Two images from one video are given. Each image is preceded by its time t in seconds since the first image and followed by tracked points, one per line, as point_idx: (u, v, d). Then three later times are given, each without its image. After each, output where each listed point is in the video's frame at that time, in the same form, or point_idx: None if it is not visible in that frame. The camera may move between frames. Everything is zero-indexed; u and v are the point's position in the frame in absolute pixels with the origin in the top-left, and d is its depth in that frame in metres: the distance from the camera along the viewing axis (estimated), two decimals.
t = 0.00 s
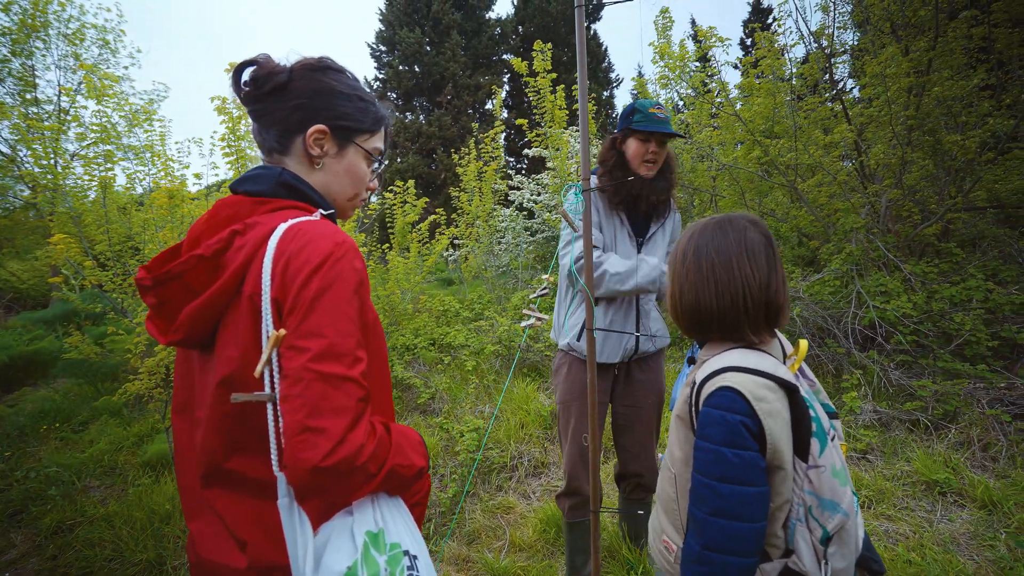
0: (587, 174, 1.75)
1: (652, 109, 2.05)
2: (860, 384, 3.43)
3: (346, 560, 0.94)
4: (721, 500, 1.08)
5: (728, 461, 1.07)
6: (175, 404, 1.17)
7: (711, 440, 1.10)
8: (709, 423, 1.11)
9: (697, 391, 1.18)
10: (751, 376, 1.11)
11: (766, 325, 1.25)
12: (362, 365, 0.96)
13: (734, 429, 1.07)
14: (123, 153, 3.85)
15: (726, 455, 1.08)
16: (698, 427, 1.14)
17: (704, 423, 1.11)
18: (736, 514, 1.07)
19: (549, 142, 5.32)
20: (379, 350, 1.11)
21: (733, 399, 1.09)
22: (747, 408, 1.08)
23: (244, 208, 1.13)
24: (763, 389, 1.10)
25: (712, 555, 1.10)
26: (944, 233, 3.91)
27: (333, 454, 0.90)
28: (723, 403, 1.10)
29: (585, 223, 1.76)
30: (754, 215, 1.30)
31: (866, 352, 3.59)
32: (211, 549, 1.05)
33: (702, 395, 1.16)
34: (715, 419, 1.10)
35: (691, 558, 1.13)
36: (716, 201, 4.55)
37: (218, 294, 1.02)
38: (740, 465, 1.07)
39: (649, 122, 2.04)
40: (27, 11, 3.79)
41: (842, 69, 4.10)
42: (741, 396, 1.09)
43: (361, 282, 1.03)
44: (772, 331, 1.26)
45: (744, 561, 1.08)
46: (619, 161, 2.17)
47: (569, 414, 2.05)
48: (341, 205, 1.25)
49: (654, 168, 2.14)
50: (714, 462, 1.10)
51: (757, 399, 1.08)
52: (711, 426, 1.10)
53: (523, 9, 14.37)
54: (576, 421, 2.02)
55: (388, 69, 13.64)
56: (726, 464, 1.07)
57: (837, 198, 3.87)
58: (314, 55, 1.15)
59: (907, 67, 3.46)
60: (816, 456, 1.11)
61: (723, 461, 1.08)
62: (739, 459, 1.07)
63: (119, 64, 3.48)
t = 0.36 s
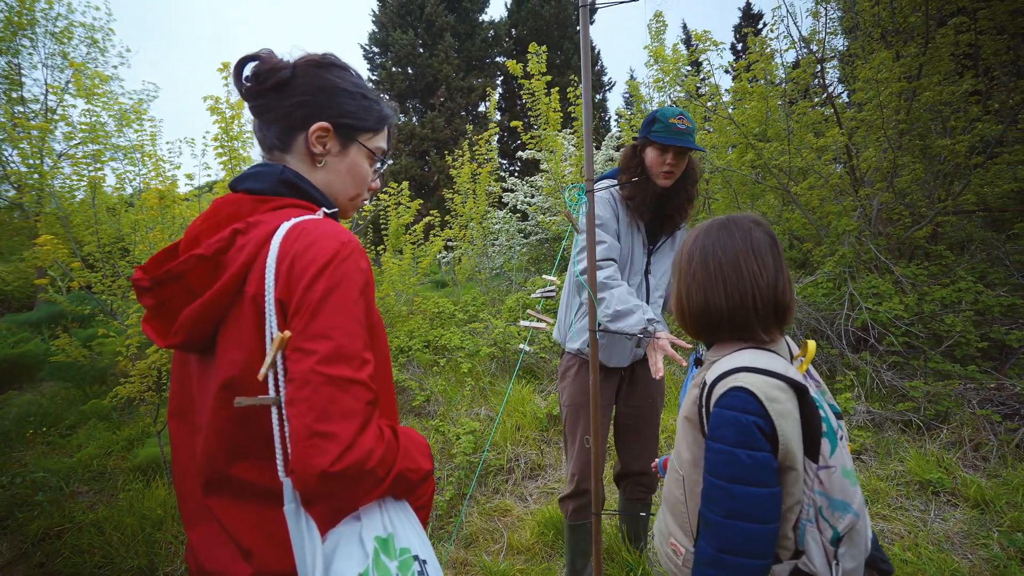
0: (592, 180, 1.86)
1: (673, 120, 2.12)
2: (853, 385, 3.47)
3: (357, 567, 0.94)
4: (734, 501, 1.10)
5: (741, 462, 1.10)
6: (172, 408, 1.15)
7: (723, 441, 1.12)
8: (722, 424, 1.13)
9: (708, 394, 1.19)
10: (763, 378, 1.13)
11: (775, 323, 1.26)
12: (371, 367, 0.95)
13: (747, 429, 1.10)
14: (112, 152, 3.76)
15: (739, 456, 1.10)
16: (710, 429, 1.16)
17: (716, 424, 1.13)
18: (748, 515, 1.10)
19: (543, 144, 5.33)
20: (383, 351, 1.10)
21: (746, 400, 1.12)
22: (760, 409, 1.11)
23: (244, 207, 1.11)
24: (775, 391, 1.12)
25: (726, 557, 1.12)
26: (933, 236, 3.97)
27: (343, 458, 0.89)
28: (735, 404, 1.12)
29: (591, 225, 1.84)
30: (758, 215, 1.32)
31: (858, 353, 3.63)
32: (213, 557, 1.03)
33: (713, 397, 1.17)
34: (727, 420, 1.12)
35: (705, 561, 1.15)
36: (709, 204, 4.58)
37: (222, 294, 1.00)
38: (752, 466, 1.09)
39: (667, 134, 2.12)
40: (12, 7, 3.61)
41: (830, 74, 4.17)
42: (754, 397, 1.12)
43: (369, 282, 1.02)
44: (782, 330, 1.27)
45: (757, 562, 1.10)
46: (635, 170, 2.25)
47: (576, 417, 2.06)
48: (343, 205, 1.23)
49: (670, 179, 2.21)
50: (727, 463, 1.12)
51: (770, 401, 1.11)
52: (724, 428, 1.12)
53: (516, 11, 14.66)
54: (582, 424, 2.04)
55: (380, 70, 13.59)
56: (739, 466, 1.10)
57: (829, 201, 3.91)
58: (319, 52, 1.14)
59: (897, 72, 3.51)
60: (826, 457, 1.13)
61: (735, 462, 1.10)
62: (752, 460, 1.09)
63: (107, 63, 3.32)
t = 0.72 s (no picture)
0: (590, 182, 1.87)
1: (670, 123, 2.13)
2: (842, 386, 3.52)
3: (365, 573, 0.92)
4: (738, 503, 1.10)
5: (745, 464, 1.10)
6: (172, 412, 1.12)
7: (728, 442, 1.12)
8: (726, 425, 1.13)
9: (711, 396, 1.20)
10: (766, 379, 1.14)
11: (775, 324, 1.27)
12: (377, 369, 0.93)
13: (751, 430, 1.10)
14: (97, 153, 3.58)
15: (744, 458, 1.10)
16: (714, 431, 1.17)
17: (721, 425, 1.14)
18: (753, 516, 1.10)
19: (534, 146, 5.36)
20: (388, 352, 1.08)
21: (749, 401, 1.12)
22: (764, 409, 1.11)
23: (245, 207, 1.08)
24: (779, 392, 1.12)
25: (731, 559, 1.12)
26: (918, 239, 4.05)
27: (351, 463, 0.87)
28: (739, 405, 1.13)
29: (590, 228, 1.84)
30: (755, 217, 1.34)
31: (847, 355, 3.73)
32: (215, 566, 1.01)
33: (716, 399, 1.18)
34: (732, 421, 1.12)
35: (710, 563, 1.14)
36: (699, 207, 4.63)
37: (224, 296, 0.98)
38: (756, 467, 1.10)
39: (664, 138, 2.14)
40: None
41: (815, 81, 4.24)
42: (758, 398, 1.12)
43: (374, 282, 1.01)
44: (782, 331, 1.28)
45: (761, 563, 1.10)
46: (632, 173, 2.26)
47: (573, 419, 2.06)
48: (344, 206, 1.22)
49: (666, 182, 2.23)
50: (731, 464, 1.12)
51: (774, 402, 1.11)
52: (728, 429, 1.12)
53: (507, 14, 14.71)
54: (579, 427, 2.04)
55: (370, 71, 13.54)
56: (744, 466, 1.10)
57: (818, 205, 3.97)
58: (322, 52, 1.13)
59: (885, 78, 3.58)
60: (828, 457, 1.15)
61: (740, 463, 1.10)
62: (757, 461, 1.09)
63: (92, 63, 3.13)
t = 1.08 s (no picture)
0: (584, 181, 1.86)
1: (660, 125, 2.15)
2: (828, 386, 3.58)
3: None
4: (737, 502, 1.10)
5: (744, 462, 1.10)
6: (159, 413, 1.09)
7: (727, 441, 1.12)
8: (725, 423, 1.13)
9: (709, 394, 1.20)
10: (764, 377, 1.14)
11: (772, 322, 1.27)
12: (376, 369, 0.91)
13: (750, 428, 1.10)
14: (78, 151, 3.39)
15: (743, 456, 1.10)
16: (712, 429, 1.16)
17: (720, 423, 1.14)
18: (751, 515, 1.09)
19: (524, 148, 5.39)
20: (385, 351, 1.06)
21: (748, 399, 1.12)
22: (762, 408, 1.11)
23: (237, 201, 1.06)
24: (777, 390, 1.12)
25: (731, 559, 1.11)
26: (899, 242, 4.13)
27: (349, 465, 0.85)
28: (737, 403, 1.13)
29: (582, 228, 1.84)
30: (752, 216, 1.34)
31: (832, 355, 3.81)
32: (206, 572, 0.98)
33: (715, 397, 1.18)
34: (731, 419, 1.12)
35: (710, 563, 1.14)
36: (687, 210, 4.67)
37: (214, 293, 0.95)
38: (755, 465, 1.09)
39: (654, 139, 2.16)
40: None
41: (797, 86, 4.32)
42: (756, 396, 1.12)
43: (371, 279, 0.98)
44: (778, 330, 1.28)
45: (761, 563, 1.10)
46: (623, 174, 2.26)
47: (565, 420, 2.06)
48: (338, 202, 1.19)
49: (657, 183, 2.24)
50: (730, 463, 1.12)
51: (772, 400, 1.11)
52: (727, 427, 1.12)
53: (495, 17, 14.82)
54: (572, 428, 2.03)
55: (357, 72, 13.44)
56: (743, 465, 1.10)
57: (803, 209, 4.04)
58: (317, 45, 1.11)
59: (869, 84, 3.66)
60: (826, 456, 1.15)
61: (739, 462, 1.10)
62: (756, 460, 1.09)
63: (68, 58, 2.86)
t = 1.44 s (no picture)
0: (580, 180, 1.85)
1: (652, 124, 2.15)
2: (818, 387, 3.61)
3: None
4: (741, 499, 1.09)
5: (749, 459, 1.09)
6: (156, 413, 1.05)
7: (730, 438, 1.11)
8: (729, 421, 1.12)
9: (713, 392, 1.19)
10: (769, 375, 1.13)
11: (776, 320, 1.27)
12: (382, 368, 0.89)
13: (754, 426, 1.09)
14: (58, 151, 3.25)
15: (746, 453, 1.09)
16: (716, 427, 1.15)
17: (723, 421, 1.13)
18: (756, 513, 1.08)
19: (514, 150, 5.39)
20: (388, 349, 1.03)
21: (753, 396, 1.11)
22: (766, 405, 1.10)
23: (240, 196, 1.03)
24: (782, 388, 1.12)
25: (734, 558, 1.10)
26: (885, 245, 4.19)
27: (356, 466, 0.83)
28: (742, 400, 1.12)
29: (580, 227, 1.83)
30: (752, 216, 1.34)
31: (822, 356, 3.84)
32: None
33: (719, 394, 1.17)
34: (735, 417, 1.11)
35: (713, 562, 1.12)
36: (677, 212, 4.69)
37: (215, 289, 0.92)
38: (760, 463, 1.08)
39: (647, 138, 2.15)
40: None
41: (783, 90, 4.37)
42: (761, 394, 1.11)
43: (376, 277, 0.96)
44: (783, 328, 1.28)
45: (765, 562, 1.09)
46: (617, 173, 2.25)
47: (561, 422, 2.04)
48: (342, 199, 1.16)
49: (650, 182, 2.23)
50: (734, 461, 1.10)
51: (777, 398, 1.11)
52: (732, 424, 1.11)
53: (486, 19, 15.12)
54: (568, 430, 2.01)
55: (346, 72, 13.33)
56: (747, 463, 1.09)
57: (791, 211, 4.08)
58: (319, 39, 1.08)
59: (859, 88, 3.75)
60: (830, 455, 1.15)
61: (743, 460, 1.09)
62: (760, 458, 1.08)
63: (45, 51, 2.35)
